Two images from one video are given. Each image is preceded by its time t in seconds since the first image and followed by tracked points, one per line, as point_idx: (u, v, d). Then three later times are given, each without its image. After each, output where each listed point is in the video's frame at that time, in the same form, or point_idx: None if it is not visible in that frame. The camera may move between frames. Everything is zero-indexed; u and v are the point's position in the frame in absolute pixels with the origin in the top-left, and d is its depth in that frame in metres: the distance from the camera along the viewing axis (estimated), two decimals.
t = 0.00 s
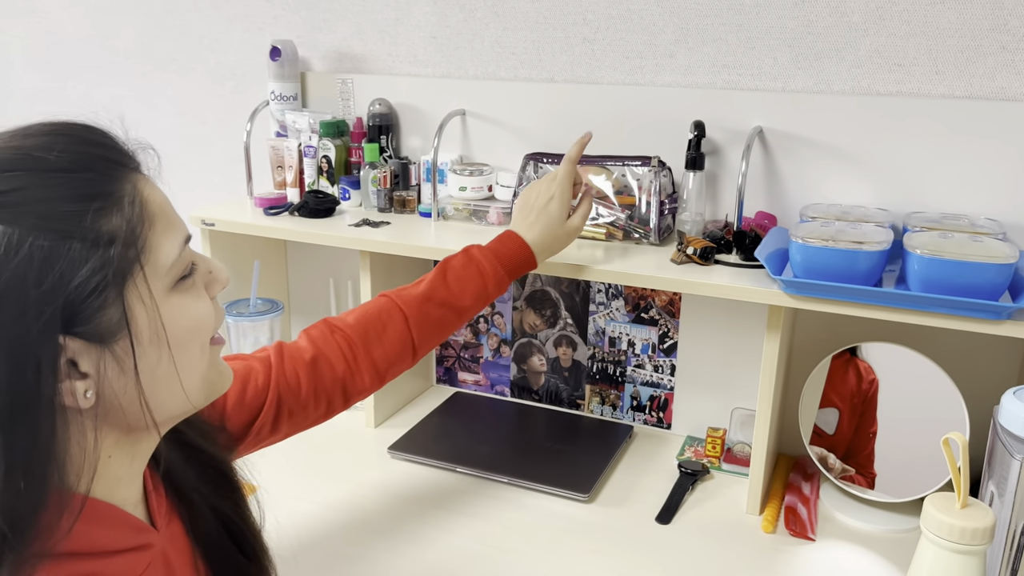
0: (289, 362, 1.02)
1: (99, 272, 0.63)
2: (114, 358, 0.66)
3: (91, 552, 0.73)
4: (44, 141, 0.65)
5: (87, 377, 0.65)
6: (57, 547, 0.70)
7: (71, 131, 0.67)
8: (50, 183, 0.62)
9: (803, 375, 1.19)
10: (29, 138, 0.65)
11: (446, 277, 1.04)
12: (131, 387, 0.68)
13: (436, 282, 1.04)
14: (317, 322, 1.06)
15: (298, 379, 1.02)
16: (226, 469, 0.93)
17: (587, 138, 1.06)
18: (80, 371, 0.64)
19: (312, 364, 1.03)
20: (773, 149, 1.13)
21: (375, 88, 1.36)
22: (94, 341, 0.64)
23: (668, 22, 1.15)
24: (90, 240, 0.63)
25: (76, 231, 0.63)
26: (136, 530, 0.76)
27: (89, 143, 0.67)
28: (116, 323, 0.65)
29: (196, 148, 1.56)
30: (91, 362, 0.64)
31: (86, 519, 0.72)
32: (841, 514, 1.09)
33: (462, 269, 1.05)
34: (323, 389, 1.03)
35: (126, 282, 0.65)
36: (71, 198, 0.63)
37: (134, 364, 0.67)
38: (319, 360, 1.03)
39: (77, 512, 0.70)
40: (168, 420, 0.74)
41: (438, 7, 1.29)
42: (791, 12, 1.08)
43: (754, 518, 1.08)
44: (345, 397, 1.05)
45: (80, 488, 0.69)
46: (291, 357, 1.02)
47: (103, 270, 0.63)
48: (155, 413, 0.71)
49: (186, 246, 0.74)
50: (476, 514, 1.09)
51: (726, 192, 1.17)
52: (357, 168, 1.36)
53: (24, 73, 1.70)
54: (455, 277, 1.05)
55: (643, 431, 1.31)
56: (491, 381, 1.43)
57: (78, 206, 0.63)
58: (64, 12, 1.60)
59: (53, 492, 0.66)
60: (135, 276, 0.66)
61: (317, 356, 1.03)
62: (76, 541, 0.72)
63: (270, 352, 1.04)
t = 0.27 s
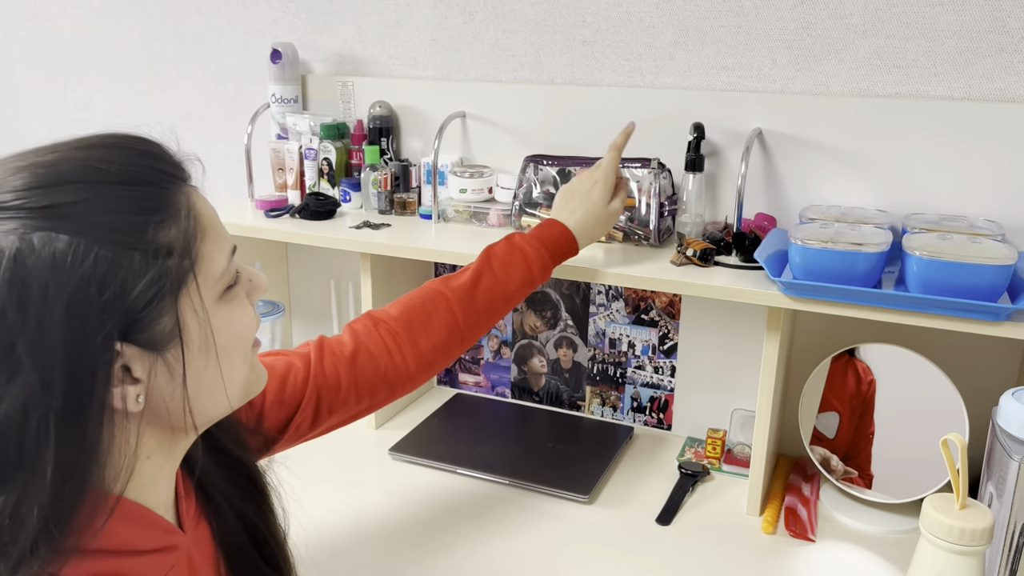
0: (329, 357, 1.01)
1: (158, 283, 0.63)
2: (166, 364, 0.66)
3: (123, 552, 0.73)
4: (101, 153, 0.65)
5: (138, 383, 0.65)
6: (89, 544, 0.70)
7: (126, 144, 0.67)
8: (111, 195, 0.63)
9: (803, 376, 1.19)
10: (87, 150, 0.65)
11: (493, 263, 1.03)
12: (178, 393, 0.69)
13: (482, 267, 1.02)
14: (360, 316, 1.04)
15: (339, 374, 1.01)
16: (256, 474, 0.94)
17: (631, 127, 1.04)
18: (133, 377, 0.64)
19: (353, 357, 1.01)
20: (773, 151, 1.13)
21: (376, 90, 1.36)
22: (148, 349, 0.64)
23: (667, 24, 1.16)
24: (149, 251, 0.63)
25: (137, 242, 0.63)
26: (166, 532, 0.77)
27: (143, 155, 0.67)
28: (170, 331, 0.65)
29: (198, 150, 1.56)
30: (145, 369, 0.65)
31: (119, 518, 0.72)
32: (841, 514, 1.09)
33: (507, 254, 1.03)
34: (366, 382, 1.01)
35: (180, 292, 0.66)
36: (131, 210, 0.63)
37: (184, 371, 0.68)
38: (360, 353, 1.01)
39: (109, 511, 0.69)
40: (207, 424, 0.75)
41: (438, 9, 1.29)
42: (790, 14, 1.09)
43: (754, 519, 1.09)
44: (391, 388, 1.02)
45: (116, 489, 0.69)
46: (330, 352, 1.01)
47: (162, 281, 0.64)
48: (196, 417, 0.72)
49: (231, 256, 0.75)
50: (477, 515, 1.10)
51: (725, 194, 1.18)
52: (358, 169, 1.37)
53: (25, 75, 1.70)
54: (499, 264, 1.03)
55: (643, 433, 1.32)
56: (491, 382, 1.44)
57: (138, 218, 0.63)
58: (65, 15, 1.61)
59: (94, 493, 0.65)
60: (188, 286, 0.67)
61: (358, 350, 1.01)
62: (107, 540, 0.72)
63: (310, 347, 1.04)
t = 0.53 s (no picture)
0: (383, 351, 1.03)
1: (224, 285, 0.67)
2: (227, 362, 0.70)
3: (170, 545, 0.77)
4: (176, 158, 0.68)
5: (200, 378, 0.68)
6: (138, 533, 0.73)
7: (197, 150, 0.70)
8: (184, 200, 0.66)
9: (802, 375, 1.19)
10: (162, 155, 0.67)
11: (539, 256, 1.05)
12: (236, 391, 0.72)
13: (531, 261, 1.05)
14: (414, 310, 1.06)
15: (394, 368, 1.02)
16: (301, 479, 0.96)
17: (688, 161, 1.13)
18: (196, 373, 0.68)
19: (406, 349, 1.02)
20: (771, 150, 1.13)
21: (374, 91, 1.36)
22: (212, 346, 0.68)
23: (665, 24, 1.16)
24: (218, 254, 0.67)
25: (207, 246, 0.66)
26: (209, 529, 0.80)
27: (213, 162, 0.70)
28: (232, 331, 0.69)
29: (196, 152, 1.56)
30: (208, 366, 0.69)
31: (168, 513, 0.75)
32: (841, 513, 1.09)
33: (554, 247, 1.05)
34: (422, 373, 1.02)
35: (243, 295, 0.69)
36: (203, 215, 0.66)
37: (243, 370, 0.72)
38: (415, 344, 1.03)
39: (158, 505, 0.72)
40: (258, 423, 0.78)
41: (436, 10, 1.29)
42: (787, 14, 1.09)
43: (753, 519, 1.09)
44: (446, 380, 1.03)
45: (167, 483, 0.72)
46: (384, 346, 1.03)
47: (228, 283, 0.67)
48: (250, 415, 0.76)
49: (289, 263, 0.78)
50: (477, 516, 1.10)
51: (723, 193, 1.18)
52: (356, 170, 1.36)
53: (23, 77, 1.70)
54: (547, 256, 1.05)
55: (642, 432, 1.32)
56: (491, 383, 1.44)
57: (209, 222, 0.66)
58: (63, 17, 1.61)
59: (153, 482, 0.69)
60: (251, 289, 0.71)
61: (412, 343, 1.03)
62: (155, 533, 0.75)
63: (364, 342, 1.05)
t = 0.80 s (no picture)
0: (391, 363, 1.03)
1: (256, 287, 0.68)
2: (258, 363, 0.70)
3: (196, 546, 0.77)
4: (212, 163, 0.68)
5: (232, 378, 0.69)
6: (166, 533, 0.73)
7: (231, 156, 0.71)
8: (220, 202, 0.66)
9: (792, 375, 1.20)
10: (198, 160, 0.68)
11: (550, 268, 1.06)
12: (265, 392, 0.73)
13: (540, 274, 1.05)
14: (421, 321, 1.07)
15: (403, 378, 1.03)
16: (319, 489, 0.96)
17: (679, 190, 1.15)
18: (229, 372, 0.68)
19: (414, 361, 1.03)
20: (759, 151, 1.13)
21: (363, 93, 1.36)
22: (244, 346, 0.68)
23: (654, 25, 1.16)
24: (253, 255, 0.67)
25: (242, 247, 0.67)
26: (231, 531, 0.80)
27: (246, 168, 0.71)
28: (263, 332, 0.70)
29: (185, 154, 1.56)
30: (240, 366, 0.69)
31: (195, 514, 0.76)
32: (830, 512, 1.10)
33: (563, 262, 1.06)
34: (428, 384, 1.03)
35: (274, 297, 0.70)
36: (238, 217, 0.67)
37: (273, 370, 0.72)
38: (422, 356, 1.04)
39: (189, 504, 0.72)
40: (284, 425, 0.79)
41: (425, 11, 1.29)
42: (775, 14, 1.09)
43: (744, 518, 1.09)
44: (450, 390, 1.05)
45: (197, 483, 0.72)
46: (392, 357, 1.04)
47: (260, 284, 0.68)
48: (278, 417, 0.76)
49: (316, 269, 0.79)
50: (468, 517, 1.10)
51: (712, 194, 1.18)
52: (345, 172, 1.36)
53: (9, 79, 1.69)
54: (555, 270, 1.06)
55: (633, 432, 1.32)
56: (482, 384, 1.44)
57: (243, 224, 0.67)
58: (50, 19, 1.60)
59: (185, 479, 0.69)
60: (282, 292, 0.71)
61: (419, 356, 1.04)
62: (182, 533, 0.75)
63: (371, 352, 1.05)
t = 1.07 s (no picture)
0: (417, 346, 1.03)
1: (282, 301, 0.68)
2: (283, 376, 0.71)
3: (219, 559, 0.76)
4: (237, 178, 0.68)
5: (258, 391, 0.70)
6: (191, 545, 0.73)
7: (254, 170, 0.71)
8: (245, 218, 0.67)
9: (779, 375, 1.20)
10: (223, 175, 0.68)
11: (554, 236, 1.05)
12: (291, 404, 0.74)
13: (545, 242, 1.05)
14: (440, 303, 1.07)
15: (429, 363, 1.03)
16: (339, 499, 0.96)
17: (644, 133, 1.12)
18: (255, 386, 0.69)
19: (439, 343, 1.03)
20: (746, 150, 1.13)
21: (348, 93, 1.35)
22: (269, 360, 0.69)
23: (640, 24, 1.16)
24: (278, 271, 0.68)
25: (268, 263, 0.67)
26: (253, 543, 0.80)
27: (271, 182, 0.71)
28: (288, 345, 0.70)
29: (169, 155, 1.54)
30: (266, 379, 0.70)
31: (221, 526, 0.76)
32: (818, 512, 1.10)
33: (568, 227, 1.05)
34: (455, 365, 1.03)
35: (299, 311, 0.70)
36: (264, 233, 0.67)
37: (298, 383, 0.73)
38: (447, 337, 1.03)
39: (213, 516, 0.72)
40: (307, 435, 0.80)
41: (410, 11, 1.28)
42: (760, 13, 1.09)
43: (731, 518, 1.09)
44: (478, 369, 1.05)
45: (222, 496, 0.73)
46: (418, 341, 1.04)
47: (286, 299, 0.68)
48: (302, 426, 0.77)
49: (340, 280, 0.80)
50: (456, 519, 1.09)
51: (699, 194, 1.18)
52: (331, 172, 1.35)
53: None
54: (560, 236, 1.05)
55: (621, 433, 1.32)
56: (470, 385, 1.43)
57: (269, 239, 0.67)
58: (32, 19, 1.58)
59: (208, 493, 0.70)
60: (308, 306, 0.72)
61: (444, 337, 1.04)
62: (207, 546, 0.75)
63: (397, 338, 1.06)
